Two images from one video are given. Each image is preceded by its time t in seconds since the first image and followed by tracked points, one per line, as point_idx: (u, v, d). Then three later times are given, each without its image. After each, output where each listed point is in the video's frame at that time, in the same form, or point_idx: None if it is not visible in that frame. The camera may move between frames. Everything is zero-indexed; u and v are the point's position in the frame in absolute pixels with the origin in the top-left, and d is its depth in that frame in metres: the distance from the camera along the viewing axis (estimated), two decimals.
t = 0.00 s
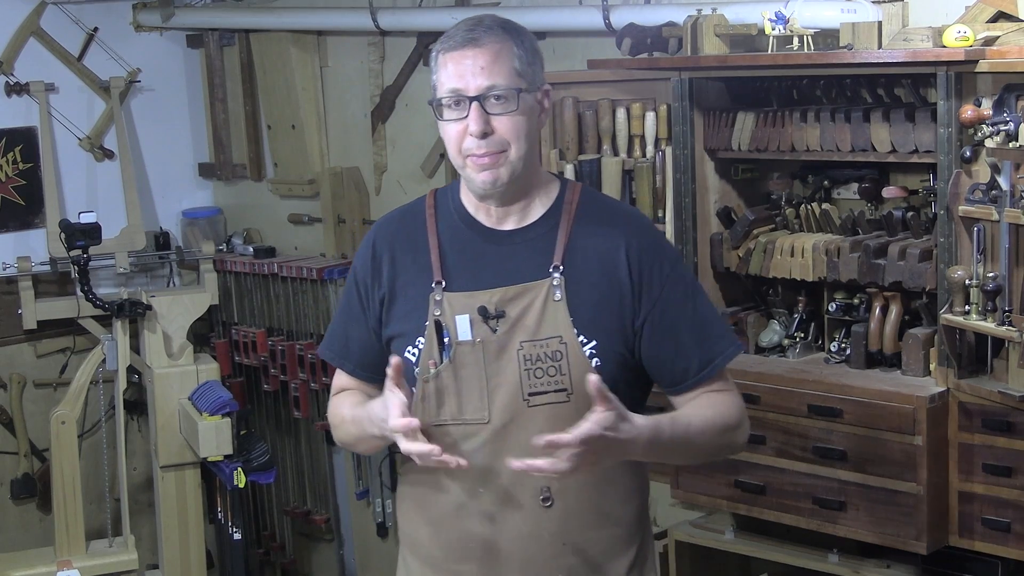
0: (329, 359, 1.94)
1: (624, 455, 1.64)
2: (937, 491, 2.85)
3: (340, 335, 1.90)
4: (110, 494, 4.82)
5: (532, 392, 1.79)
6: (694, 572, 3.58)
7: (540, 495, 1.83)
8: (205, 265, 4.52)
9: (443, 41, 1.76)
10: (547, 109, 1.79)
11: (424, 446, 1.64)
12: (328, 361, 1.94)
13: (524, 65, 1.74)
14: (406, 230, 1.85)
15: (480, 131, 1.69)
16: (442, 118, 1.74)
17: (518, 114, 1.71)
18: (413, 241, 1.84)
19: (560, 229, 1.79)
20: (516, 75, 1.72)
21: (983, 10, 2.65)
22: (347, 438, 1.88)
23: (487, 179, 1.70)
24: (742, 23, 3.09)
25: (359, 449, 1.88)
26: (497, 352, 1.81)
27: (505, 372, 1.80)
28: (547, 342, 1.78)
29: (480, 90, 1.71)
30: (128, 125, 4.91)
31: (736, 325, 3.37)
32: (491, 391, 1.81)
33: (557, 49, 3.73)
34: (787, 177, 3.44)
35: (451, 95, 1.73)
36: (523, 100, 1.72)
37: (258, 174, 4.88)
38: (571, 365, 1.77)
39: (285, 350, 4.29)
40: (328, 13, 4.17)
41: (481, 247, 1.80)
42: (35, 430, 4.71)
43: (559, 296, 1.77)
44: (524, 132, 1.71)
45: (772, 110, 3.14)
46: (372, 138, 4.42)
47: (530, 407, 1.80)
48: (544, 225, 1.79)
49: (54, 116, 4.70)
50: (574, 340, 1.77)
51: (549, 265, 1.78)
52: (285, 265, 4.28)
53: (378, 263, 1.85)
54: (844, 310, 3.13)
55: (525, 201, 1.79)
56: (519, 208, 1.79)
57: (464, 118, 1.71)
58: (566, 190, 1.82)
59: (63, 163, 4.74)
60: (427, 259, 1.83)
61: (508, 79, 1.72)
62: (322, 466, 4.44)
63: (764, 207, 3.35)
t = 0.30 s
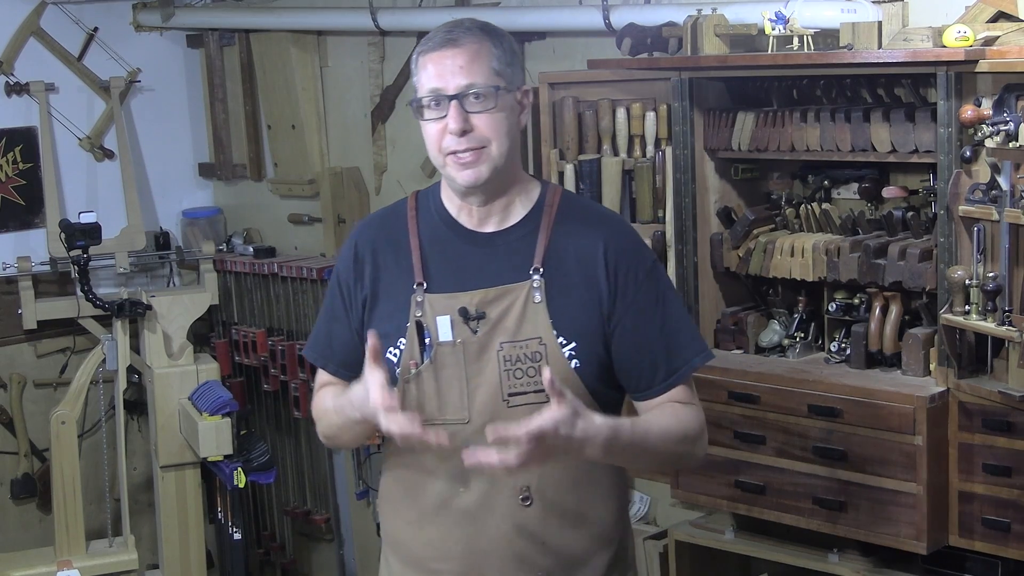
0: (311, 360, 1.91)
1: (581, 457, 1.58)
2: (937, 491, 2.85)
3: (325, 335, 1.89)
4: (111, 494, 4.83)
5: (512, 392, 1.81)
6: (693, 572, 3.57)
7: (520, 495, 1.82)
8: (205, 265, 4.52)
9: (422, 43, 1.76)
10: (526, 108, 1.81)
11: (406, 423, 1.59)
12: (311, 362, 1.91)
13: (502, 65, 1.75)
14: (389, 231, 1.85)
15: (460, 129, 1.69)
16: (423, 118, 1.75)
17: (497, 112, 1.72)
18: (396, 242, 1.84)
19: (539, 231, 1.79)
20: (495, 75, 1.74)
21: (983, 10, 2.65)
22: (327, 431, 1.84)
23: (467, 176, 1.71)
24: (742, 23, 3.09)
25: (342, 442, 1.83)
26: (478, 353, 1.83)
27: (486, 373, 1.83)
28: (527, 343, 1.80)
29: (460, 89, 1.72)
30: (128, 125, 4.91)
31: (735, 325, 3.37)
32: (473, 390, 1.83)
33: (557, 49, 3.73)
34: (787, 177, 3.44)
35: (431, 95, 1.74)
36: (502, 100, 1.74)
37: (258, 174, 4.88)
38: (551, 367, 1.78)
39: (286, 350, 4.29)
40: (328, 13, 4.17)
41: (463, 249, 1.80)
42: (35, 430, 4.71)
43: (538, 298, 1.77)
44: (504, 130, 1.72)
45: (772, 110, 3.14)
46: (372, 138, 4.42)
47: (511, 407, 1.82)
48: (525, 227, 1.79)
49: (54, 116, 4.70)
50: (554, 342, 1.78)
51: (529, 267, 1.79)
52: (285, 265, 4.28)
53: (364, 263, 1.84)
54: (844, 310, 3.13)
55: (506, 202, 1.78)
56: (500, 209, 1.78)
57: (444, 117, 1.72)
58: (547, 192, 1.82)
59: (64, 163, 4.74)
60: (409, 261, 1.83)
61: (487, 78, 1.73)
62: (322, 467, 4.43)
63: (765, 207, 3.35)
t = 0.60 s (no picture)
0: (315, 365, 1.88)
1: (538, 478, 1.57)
2: (937, 491, 2.85)
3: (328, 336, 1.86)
4: (111, 495, 4.83)
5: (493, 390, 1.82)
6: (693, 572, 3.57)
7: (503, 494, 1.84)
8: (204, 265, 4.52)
9: (408, 43, 1.74)
10: (508, 108, 1.79)
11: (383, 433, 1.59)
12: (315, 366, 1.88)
13: (486, 68, 1.73)
14: (383, 229, 1.86)
15: (441, 134, 1.69)
16: (405, 119, 1.74)
17: (479, 117, 1.71)
18: (383, 240, 1.85)
19: (522, 230, 1.79)
20: (478, 79, 1.72)
21: (983, 10, 2.65)
22: (317, 453, 1.80)
23: (448, 184, 1.71)
24: (742, 23, 3.09)
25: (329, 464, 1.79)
26: (461, 352, 1.83)
27: (469, 373, 1.83)
28: (507, 343, 1.80)
29: (442, 93, 1.71)
30: (127, 125, 4.91)
31: (735, 325, 3.37)
32: (455, 389, 1.83)
33: (558, 49, 3.73)
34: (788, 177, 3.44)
35: (414, 95, 1.72)
36: (484, 104, 1.72)
37: (258, 174, 4.88)
38: (530, 366, 1.79)
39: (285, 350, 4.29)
40: (328, 13, 4.17)
41: (446, 249, 1.81)
42: (35, 430, 4.71)
43: (520, 298, 1.78)
44: (484, 136, 1.72)
45: (772, 110, 3.14)
46: (372, 138, 4.42)
47: (490, 405, 1.82)
48: (507, 227, 1.79)
49: (54, 116, 4.70)
50: (534, 342, 1.79)
51: (512, 266, 1.79)
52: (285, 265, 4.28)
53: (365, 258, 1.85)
54: (844, 310, 3.13)
55: (489, 202, 1.78)
56: (483, 209, 1.78)
57: (426, 120, 1.71)
58: (531, 192, 1.83)
59: (64, 163, 4.74)
60: (397, 261, 1.84)
61: (470, 83, 1.71)
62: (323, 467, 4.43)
63: (765, 207, 3.35)
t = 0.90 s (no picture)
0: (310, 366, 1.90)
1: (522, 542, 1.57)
2: (937, 491, 2.85)
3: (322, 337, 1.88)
4: (111, 494, 4.83)
5: (488, 395, 1.80)
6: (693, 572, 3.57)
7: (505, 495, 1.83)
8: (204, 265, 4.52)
9: (398, 47, 1.75)
10: (500, 113, 1.79)
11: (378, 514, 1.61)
12: (310, 368, 1.90)
13: (478, 69, 1.74)
14: (374, 231, 1.86)
15: (435, 135, 1.68)
16: (398, 123, 1.73)
17: (472, 119, 1.71)
18: (376, 244, 1.86)
19: (515, 232, 1.79)
20: (470, 81, 1.72)
21: (983, 10, 2.65)
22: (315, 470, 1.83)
23: (443, 184, 1.70)
24: (742, 23, 3.08)
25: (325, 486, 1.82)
26: (455, 356, 1.83)
27: (462, 377, 1.82)
28: (501, 346, 1.80)
29: (434, 95, 1.71)
30: (127, 124, 4.90)
31: (736, 325, 3.37)
32: (449, 393, 1.83)
33: (558, 49, 3.73)
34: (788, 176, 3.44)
35: (406, 99, 1.72)
36: (476, 106, 1.72)
37: (258, 174, 4.88)
38: (524, 369, 1.79)
39: (286, 350, 4.29)
40: (328, 13, 4.17)
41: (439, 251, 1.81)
42: (35, 430, 4.71)
43: (513, 301, 1.78)
44: (479, 137, 1.71)
45: (772, 110, 3.14)
46: (372, 138, 4.42)
47: (486, 410, 1.80)
48: (499, 230, 1.79)
49: (54, 116, 4.70)
50: (528, 345, 1.79)
51: (505, 270, 1.79)
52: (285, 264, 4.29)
53: (355, 261, 1.86)
54: (844, 310, 3.13)
55: (482, 204, 1.78)
56: (476, 212, 1.78)
57: (419, 122, 1.70)
58: (526, 193, 1.82)
59: (64, 163, 4.74)
60: (390, 264, 1.84)
61: (462, 84, 1.71)
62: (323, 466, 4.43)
63: (764, 207, 3.35)
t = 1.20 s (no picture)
0: (310, 369, 1.89)
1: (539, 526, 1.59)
2: (937, 491, 2.85)
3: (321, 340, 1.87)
4: (110, 494, 4.83)
5: (492, 394, 1.80)
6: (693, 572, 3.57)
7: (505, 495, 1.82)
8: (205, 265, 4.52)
9: (402, 50, 1.73)
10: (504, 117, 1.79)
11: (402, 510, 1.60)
12: (310, 370, 1.89)
13: (484, 75, 1.73)
14: (371, 231, 1.86)
15: (442, 144, 1.68)
16: (403, 128, 1.73)
17: (478, 127, 1.71)
18: (374, 243, 1.85)
19: (516, 232, 1.79)
20: (476, 87, 1.72)
21: (983, 10, 2.65)
22: (323, 470, 1.81)
23: (446, 191, 1.71)
24: (742, 23, 3.09)
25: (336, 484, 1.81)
26: (458, 356, 1.83)
27: (466, 376, 1.82)
28: (505, 345, 1.81)
29: (441, 102, 1.70)
30: (127, 124, 4.90)
31: (736, 325, 3.37)
32: (453, 393, 1.83)
33: (558, 49, 3.73)
34: (788, 177, 3.43)
35: (411, 105, 1.71)
36: (482, 113, 1.72)
37: (258, 175, 4.88)
38: (529, 367, 1.79)
39: (286, 350, 4.29)
40: (328, 13, 4.17)
41: (441, 250, 1.81)
42: (35, 430, 4.71)
43: (516, 300, 1.79)
44: (482, 145, 1.72)
45: (772, 110, 3.14)
46: (372, 138, 4.42)
47: (490, 409, 1.81)
48: (501, 229, 1.80)
49: (54, 116, 4.70)
50: (532, 343, 1.79)
51: (508, 267, 1.79)
52: (285, 264, 4.29)
53: (351, 261, 1.85)
54: (844, 310, 3.13)
55: (484, 206, 1.79)
56: (478, 213, 1.79)
57: (425, 129, 1.70)
58: (524, 192, 1.83)
59: (64, 163, 4.74)
60: (388, 263, 1.84)
61: (468, 91, 1.71)
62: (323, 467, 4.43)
63: (764, 207, 3.35)
